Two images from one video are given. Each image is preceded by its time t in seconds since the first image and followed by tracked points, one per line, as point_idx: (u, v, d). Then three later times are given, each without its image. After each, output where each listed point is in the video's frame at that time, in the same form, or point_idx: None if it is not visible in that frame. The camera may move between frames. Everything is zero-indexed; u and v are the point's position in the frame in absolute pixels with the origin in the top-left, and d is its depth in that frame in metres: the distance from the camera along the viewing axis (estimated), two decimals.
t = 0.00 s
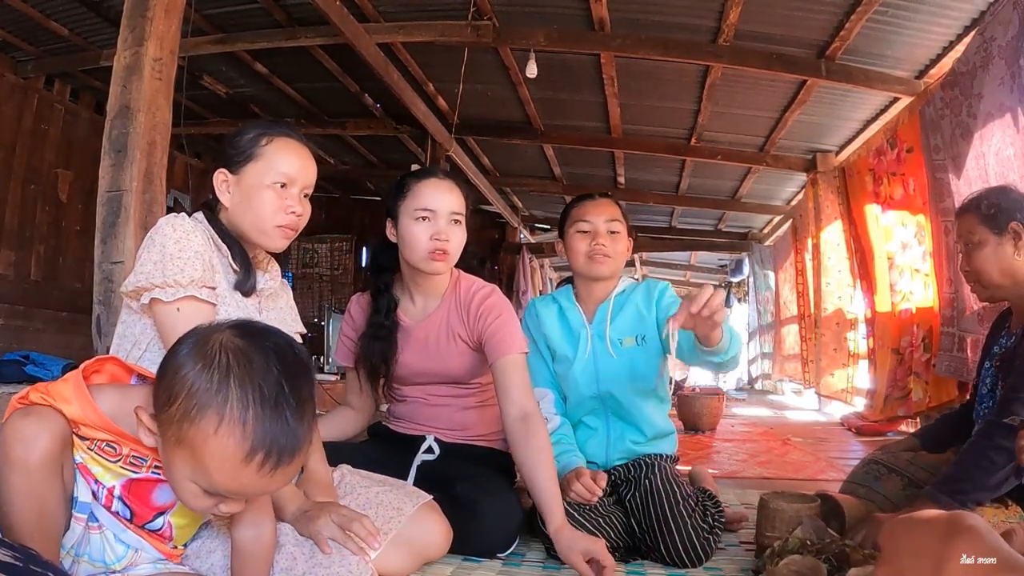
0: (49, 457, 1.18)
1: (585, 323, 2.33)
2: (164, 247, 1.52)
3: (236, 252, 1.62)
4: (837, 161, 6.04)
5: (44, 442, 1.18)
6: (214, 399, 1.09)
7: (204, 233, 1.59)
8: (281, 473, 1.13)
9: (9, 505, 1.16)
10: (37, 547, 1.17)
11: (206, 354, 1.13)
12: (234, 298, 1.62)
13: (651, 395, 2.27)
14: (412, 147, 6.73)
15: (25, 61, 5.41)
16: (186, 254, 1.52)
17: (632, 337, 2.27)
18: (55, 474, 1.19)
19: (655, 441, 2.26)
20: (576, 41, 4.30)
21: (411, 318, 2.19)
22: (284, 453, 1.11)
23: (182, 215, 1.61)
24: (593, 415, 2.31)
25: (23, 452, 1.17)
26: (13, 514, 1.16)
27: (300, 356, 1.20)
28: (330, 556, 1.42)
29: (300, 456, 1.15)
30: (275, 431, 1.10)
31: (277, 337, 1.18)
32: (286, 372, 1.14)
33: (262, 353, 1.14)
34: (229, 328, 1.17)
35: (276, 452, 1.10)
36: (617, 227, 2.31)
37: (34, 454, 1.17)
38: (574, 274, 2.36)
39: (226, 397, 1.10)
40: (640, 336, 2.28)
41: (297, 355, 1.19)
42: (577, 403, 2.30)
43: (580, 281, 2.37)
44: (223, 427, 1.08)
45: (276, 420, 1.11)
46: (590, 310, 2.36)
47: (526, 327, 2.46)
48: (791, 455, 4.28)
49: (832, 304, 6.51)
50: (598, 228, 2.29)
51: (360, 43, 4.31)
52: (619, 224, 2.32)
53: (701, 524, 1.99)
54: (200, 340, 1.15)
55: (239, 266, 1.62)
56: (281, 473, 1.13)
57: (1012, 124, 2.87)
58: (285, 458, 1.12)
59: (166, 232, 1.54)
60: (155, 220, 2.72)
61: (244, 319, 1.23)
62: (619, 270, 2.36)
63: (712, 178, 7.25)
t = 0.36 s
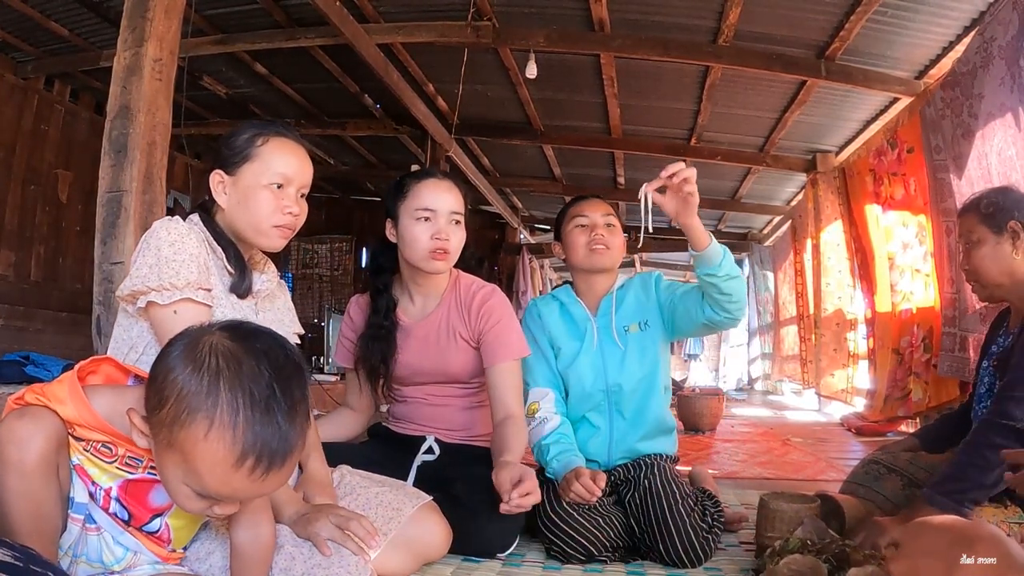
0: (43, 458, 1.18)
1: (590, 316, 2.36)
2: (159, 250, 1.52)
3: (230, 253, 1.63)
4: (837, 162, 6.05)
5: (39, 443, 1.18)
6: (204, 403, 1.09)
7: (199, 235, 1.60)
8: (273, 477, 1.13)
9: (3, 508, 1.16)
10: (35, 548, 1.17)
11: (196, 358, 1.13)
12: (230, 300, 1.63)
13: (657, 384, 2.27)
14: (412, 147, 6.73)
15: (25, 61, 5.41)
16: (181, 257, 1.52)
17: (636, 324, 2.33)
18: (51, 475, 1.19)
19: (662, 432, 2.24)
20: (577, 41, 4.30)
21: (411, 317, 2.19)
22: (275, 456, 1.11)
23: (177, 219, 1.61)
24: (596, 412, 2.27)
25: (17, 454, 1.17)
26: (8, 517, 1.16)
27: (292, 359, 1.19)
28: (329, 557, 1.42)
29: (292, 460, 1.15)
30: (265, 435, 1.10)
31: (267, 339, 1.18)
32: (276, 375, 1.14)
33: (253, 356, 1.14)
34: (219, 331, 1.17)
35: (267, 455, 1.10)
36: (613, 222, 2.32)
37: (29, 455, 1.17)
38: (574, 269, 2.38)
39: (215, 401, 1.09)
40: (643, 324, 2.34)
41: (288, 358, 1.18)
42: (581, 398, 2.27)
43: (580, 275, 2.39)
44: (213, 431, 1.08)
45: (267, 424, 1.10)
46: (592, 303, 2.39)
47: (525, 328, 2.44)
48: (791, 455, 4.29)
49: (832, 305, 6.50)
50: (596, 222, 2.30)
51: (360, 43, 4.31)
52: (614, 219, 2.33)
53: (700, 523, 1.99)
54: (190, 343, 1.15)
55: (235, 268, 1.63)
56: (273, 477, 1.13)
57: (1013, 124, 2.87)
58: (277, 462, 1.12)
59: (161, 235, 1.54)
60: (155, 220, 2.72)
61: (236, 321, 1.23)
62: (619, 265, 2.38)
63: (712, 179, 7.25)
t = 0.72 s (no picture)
0: (50, 459, 1.18)
1: (593, 310, 2.36)
2: (159, 251, 1.52)
3: (229, 254, 1.62)
4: (837, 162, 6.05)
5: (45, 443, 1.18)
6: (222, 406, 1.08)
7: (199, 236, 1.60)
8: (286, 480, 1.13)
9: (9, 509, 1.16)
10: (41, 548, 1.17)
11: (214, 360, 1.12)
12: (229, 301, 1.63)
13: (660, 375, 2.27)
14: (412, 147, 6.73)
15: (25, 61, 5.41)
16: (181, 257, 1.52)
17: (636, 317, 2.35)
18: (56, 475, 1.19)
19: (667, 422, 2.24)
20: (576, 41, 4.30)
21: (410, 318, 2.19)
22: (291, 460, 1.12)
23: (177, 219, 1.61)
24: (598, 408, 2.27)
25: (23, 455, 1.17)
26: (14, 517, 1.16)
27: (307, 363, 1.19)
28: (330, 556, 1.42)
29: (307, 463, 1.15)
30: (283, 439, 1.10)
31: (284, 343, 1.18)
32: (294, 379, 1.14)
33: (271, 361, 1.14)
34: (235, 335, 1.16)
35: (283, 459, 1.10)
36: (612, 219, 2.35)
37: (35, 456, 1.17)
38: (575, 265, 2.38)
39: (234, 405, 1.09)
40: (643, 317, 2.35)
41: (304, 363, 1.18)
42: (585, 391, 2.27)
43: (580, 270, 2.40)
44: (231, 435, 1.08)
45: (284, 428, 1.10)
46: (594, 298, 2.40)
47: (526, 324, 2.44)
48: (791, 455, 4.29)
49: (831, 305, 6.48)
50: (597, 217, 2.32)
51: (360, 43, 4.32)
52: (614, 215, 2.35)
53: (699, 522, 1.99)
54: (207, 345, 1.14)
55: (234, 269, 1.62)
56: (287, 480, 1.13)
57: (1013, 124, 2.87)
58: (292, 465, 1.12)
59: (160, 235, 1.54)
60: (155, 221, 2.72)
61: (250, 325, 1.23)
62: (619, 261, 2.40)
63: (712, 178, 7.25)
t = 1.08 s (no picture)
0: (50, 459, 1.18)
1: (593, 305, 2.36)
2: (162, 250, 1.52)
3: (232, 254, 1.62)
4: (837, 161, 6.04)
5: (44, 443, 1.18)
6: (223, 414, 1.08)
7: (201, 235, 1.59)
8: (286, 486, 1.13)
9: (8, 509, 1.16)
10: (39, 548, 1.17)
11: (215, 367, 1.11)
12: (231, 301, 1.63)
13: (662, 371, 2.27)
14: (412, 147, 6.73)
15: (25, 61, 5.40)
16: (184, 255, 1.52)
17: (635, 313, 2.35)
18: (55, 475, 1.19)
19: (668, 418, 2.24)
20: (576, 41, 4.30)
21: (412, 318, 2.18)
22: (290, 467, 1.11)
23: (179, 218, 1.60)
24: (598, 406, 2.26)
25: (21, 455, 1.17)
26: (12, 516, 1.16)
27: (307, 370, 1.19)
28: (330, 556, 1.42)
29: (305, 469, 1.15)
30: (282, 447, 1.10)
31: (285, 350, 1.17)
32: (294, 387, 1.14)
33: (271, 369, 1.13)
34: (235, 341, 1.15)
35: (282, 466, 1.10)
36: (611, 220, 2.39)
37: (34, 456, 1.17)
38: (575, 262, 2.40)
39: (235, 413, 1.08)
40: (643, 314, 2.35)
41: (304, 371, 1.18)
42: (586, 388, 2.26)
43: (581, 268, 2.42)
44: (231, 443, 1.07)
45: (285, 436, 1.10)
46: (595, 294, 2.40)
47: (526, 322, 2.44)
48: (792, 455, 4.28)
49: (832, 305, 6.48)
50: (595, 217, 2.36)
51: (360, 43, 4.32)
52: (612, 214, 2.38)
53: (699, 521, 1.99)
54: (207, 352, 1.13)
55: (237, 267, 1.63)
56: (286, 486, 1.13)
57: (1012, 124, 2.87)
58: (291, 472, 1.12)
59: (163, 233, 1.54)
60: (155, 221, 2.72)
61: (250, 330, 1.22)
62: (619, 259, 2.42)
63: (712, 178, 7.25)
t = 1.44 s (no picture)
0: (46, 459, 1.18)
1: (590, 304, 2.36)
2: (162, 250, 1.52)
3: (231, 254, 1.62)
4: (836, 161, 6.04)
5: (41, 443, 1.18)
6: (220, 424, 1.07)
7: (199, 234, 1.59)
8: (283, 493, 1.13)
9: (6, 510, 1.16)
10: (36, 548, 1.17)
11: (212, 377, 1.11)
12: (231, 300, 1.63)
13: (660, 371, 2.27)
14: (412, 147, 6.73)
15: (25, 61, 5.40)
16: (184, 254, 1.52)
17: (632, 314, 2.35)
18: (52, 475, 1.19)
19: (666, 418, 2.24)
20: (576, 41, 4.31)
21: (411, 317, 2.18)
22: (287, 475, 1.11)
23: (178, 218, 1.60)
24: (596, 404, 2.26)
25: (17, 455, 1.17)
26: (10, 516, 1.16)
27: (303, 379, 1.18)
28: (330, 556, 1.41)
29: (303, 475, 1.15)
30: (279, 456, 1.10)
31: (281, 358, 1.17)
32: (291, 395, 1.13)
33: (267, 378, 1.12)
34: (231, 350, 1.15)
35: (279, 474, 1.10)
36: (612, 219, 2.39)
37: (31, 455, 1.17)
38: (574, 260, 2.40)
39: (232, 423, 1.08)
40: (640, 314, 2.35)
41: (301, 380, 1.17)
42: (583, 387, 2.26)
43: (581, 267, 2.40)
44: (228, 453, 1.07)
45: (282, 444, 1.10)
46: (592, 293, 2.40)
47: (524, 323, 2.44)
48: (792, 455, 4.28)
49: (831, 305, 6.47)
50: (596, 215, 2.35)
51: (360, 43, 4.31)
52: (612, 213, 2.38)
53: (698, 521, 1.99)
54: (204, 361, 1.13)
55: (236, 267, 1.63)
56: (283, 493, 1.13)
57: (1011, 124, 2.87)
58: (288, 480, 1.12)
59: (163, 233, 1.54)
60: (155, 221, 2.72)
61: (247, 337, 1.21)
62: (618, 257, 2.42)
63: (712, 178, 7.25)
